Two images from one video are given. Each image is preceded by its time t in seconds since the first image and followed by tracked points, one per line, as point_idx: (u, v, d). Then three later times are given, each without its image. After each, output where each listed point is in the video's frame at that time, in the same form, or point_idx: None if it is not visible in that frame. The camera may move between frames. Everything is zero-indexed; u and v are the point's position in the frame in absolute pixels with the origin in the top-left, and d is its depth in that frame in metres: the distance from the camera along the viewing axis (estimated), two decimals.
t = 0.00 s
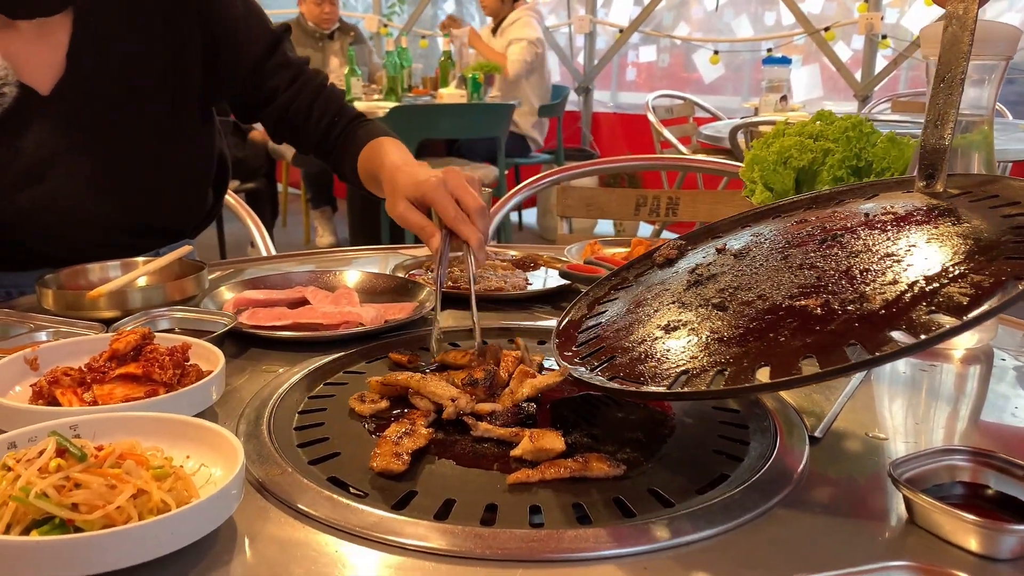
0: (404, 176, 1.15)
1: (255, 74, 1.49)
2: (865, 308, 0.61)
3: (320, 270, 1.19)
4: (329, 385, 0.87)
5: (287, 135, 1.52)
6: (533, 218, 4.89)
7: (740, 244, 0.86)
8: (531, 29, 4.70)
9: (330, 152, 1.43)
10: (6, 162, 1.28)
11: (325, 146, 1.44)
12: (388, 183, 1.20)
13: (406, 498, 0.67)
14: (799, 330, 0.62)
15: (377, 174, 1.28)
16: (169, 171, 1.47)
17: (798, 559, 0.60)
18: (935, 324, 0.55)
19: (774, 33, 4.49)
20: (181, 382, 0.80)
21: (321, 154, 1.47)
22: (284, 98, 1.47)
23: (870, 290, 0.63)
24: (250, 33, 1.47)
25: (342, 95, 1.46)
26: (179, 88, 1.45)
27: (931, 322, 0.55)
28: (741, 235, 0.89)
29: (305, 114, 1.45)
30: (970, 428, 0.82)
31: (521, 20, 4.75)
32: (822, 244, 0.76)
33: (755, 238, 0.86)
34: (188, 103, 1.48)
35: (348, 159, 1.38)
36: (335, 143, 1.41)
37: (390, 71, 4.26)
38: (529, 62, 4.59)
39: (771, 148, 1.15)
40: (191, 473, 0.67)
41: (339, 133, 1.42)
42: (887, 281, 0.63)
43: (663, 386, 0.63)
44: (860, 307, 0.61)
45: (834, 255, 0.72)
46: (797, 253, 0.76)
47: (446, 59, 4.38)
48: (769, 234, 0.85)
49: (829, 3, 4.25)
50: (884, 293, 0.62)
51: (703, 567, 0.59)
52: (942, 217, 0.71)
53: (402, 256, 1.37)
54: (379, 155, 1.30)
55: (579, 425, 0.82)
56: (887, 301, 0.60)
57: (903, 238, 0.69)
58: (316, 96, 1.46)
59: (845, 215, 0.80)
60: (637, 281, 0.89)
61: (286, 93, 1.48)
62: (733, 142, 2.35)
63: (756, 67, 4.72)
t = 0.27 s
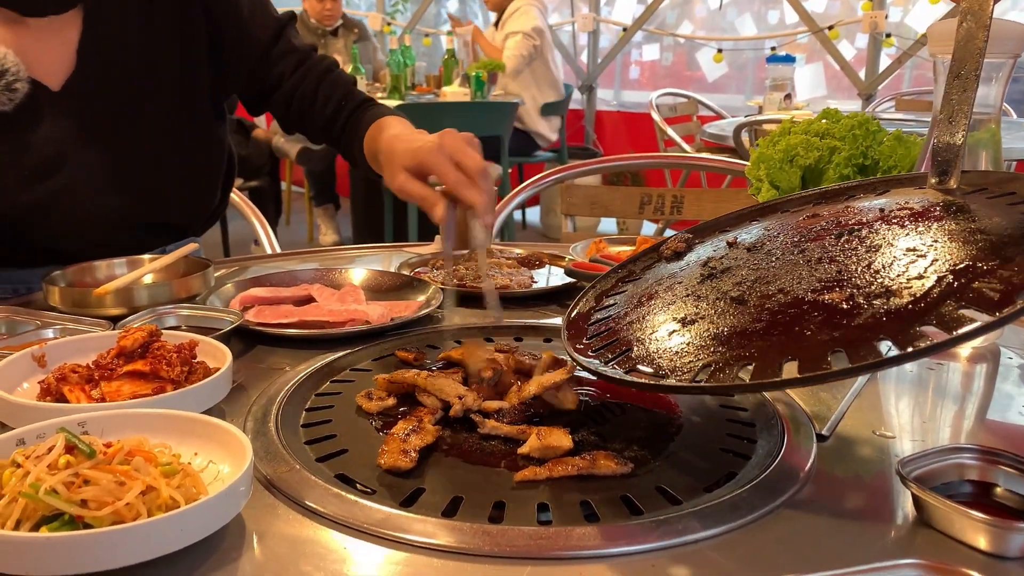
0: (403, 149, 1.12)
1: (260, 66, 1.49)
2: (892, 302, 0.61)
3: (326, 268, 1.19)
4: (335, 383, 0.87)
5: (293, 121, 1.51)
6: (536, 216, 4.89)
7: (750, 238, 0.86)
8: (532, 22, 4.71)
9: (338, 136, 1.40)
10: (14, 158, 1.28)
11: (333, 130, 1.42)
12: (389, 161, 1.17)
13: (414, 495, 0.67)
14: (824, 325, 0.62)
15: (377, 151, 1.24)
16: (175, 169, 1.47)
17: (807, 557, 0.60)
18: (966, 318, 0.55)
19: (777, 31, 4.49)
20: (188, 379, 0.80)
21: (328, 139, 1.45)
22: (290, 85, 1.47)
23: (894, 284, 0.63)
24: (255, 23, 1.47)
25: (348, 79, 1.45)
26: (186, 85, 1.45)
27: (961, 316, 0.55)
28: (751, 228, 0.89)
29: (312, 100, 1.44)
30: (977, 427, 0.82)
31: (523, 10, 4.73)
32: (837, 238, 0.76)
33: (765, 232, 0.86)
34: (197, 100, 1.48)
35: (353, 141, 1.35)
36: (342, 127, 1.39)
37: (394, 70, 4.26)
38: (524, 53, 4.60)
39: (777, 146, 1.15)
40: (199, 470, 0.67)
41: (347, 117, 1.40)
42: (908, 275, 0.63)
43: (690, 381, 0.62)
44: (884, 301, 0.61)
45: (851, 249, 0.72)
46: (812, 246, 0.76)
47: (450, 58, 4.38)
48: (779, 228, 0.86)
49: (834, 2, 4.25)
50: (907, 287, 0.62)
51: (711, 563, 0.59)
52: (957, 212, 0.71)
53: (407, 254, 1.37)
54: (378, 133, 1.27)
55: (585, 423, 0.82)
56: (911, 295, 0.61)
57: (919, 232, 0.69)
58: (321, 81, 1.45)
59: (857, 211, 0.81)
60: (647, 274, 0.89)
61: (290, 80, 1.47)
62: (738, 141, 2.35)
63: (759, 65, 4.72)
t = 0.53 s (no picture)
0: (411, 147, 1.12)
1: (263, 66, 1.49)
2: (932, 272, 0.55)
3: (328, 270, 1.19)
4: (337, 384, 0.87)
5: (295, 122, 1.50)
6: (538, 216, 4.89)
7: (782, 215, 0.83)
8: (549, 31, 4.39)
9: (342, 135, 1.39)
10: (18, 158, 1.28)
11: (336, 130, 1.41)
12: (398, 157, 1.17)
13: (415, 497, 0.67)
14: (854, 294, 0.58)
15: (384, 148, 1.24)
16: (179, 169, 1.46)
17: (808, 559, 0.60)
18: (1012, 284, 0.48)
19: (779, 31, 4.48)
20: (191, 381, 0.80)
21: (331, 140, 1.44)
22: (292, 85, 1.46)
23: (939, 252, 0.57)
24: (257, 23, 1.46)
25: (352, 74, 1.43)
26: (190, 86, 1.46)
27: (1007, 281, 0.49)
28: (786, 205, 0.85)
29: (314, 100, 1.43)
30: (978, 429, 0.82)
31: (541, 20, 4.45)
32: (879, 214, 0.71)
33: (801, 209, 0.82)
34: (201, 101, 1.48)
35: (357, 141, 1.34)
36: (345, 127, 1.38)
37: (396, 70, 4.26)
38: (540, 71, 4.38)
39: (779, 148, 1.15)
40: (202, 472, 0.67)
41: (350, 116, 1.38)
42: (951, 243, 0.57)
43: (710, 343, 0.59)
44: (925, 272, 0.56)
45: (892, 223, 0.66)
46: (851, 222, 0.72)
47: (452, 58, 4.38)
48: (817, 207, 0.81)
49: (836, 2, 4.24)
50: (951, 256, 0.56)
51: (711, 565, 0.59)
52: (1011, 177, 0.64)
53: (409, 255, 1.37)
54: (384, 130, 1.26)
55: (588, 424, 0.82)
56: (956, 264, 0.54)
57: (966, 202, 0.63)
58: (324, 80, 1.44)
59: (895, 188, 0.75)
60: (666, 251, 0.87)
61: (292, 79, 1.46)
62: (739, 141, 2.35)
63: (761, 65, 4.71)
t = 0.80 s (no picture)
0: (398, 141, 1.12)
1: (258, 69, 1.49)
2: None
3: (327, 272, 1.19)
4: (336, 387, 0.87)
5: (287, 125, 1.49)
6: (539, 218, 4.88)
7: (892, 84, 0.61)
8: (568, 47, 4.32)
9: (326, 135, 1.37)
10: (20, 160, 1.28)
11: (322, 131, 1.39)
12: (378, 148, 1.17)
13: (414, 500, 0.67)
14: None
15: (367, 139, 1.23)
16: (180, 171, 1.47)
17: (806, 563, 0.60)
18: None
19: (779, 33, 4.49)
20: (190, 384, 0.80)
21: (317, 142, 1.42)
22: (281, 85, 1.45)
23: None
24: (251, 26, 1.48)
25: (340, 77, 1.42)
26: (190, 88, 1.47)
27: None
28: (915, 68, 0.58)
29: (301, 99, 1.42)
30: (976, 432, 0.82)
31: (559, 33, 4.34)
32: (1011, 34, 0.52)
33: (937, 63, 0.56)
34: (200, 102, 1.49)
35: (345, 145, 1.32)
36: (331, 129, 1.36)
37: (396, 72, 4.26)
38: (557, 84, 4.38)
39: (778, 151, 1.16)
40: (201, 475, 0.68)
41: (336, 117, 1.36)
42: None
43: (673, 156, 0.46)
44: None
45: None
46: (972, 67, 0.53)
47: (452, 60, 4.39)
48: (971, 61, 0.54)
49: (836, 4, 4.25)
50: None
51: (708, 568, 0.59)
52: None
53: (408, 258, 1.37)
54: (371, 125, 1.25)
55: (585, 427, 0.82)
56: None
57: None
58: (312, 81, 1.43)
59: None
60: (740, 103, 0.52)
61: (281, 79, 1.46)
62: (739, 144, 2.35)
63: (762, 67, 4.72)
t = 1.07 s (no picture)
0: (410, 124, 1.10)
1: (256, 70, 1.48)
2: None
3: (327, 274, 1.19)
4: (335, 389, 0.87)
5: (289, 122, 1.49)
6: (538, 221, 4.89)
7: None
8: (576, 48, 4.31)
9: (332, 132, 1.37)
10: (21, 161, 1.28)
11: (327, 129, 1.38)
12: (389, 137, 1.15)
13: (412, 503, 0.67)
14: None
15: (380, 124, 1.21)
16: (181, 173, 1.47)
17: (804, 566, 0.60)
18: None
19: (779, 37, 4.49)
20: (188, 386, 0.80)
21: (323, 139, 1.42)
22: (281, 84, 1.45)
23: None
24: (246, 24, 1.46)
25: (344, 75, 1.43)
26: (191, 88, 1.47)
27: None
28: None
29: (304, 95, 1.42)
30: (974, 435, 0.82)
31: (567, 33, 4.32)
32: None
33: None
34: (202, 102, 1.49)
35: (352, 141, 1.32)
36: (337, 123, 1.36)
37: (396, 74, 4.26)
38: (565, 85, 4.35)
39: (777, 154, 1.16)
40: (199, 477, 0.68)
41: (342, 112, 1.36)
42: None
43: None
44: None
45: None
46: None
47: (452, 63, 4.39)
48: None
49: (835, 8, 4.25)
50: None
51: (706, 569, 0.59)
52: None
53: (407, 260, 1.37)
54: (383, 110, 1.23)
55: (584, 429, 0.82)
56: None
57: None
58: (313, 78, 1.43)
59: None
60: None
61: (284, 76, 1.45)
62: (738, 147, 2.35)
63: (761, 71, 4.72)
